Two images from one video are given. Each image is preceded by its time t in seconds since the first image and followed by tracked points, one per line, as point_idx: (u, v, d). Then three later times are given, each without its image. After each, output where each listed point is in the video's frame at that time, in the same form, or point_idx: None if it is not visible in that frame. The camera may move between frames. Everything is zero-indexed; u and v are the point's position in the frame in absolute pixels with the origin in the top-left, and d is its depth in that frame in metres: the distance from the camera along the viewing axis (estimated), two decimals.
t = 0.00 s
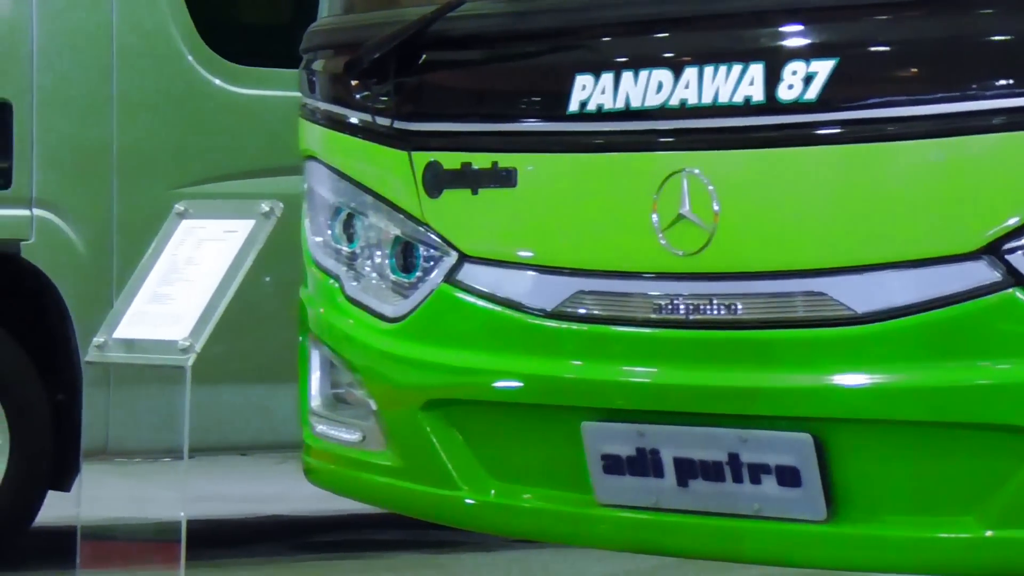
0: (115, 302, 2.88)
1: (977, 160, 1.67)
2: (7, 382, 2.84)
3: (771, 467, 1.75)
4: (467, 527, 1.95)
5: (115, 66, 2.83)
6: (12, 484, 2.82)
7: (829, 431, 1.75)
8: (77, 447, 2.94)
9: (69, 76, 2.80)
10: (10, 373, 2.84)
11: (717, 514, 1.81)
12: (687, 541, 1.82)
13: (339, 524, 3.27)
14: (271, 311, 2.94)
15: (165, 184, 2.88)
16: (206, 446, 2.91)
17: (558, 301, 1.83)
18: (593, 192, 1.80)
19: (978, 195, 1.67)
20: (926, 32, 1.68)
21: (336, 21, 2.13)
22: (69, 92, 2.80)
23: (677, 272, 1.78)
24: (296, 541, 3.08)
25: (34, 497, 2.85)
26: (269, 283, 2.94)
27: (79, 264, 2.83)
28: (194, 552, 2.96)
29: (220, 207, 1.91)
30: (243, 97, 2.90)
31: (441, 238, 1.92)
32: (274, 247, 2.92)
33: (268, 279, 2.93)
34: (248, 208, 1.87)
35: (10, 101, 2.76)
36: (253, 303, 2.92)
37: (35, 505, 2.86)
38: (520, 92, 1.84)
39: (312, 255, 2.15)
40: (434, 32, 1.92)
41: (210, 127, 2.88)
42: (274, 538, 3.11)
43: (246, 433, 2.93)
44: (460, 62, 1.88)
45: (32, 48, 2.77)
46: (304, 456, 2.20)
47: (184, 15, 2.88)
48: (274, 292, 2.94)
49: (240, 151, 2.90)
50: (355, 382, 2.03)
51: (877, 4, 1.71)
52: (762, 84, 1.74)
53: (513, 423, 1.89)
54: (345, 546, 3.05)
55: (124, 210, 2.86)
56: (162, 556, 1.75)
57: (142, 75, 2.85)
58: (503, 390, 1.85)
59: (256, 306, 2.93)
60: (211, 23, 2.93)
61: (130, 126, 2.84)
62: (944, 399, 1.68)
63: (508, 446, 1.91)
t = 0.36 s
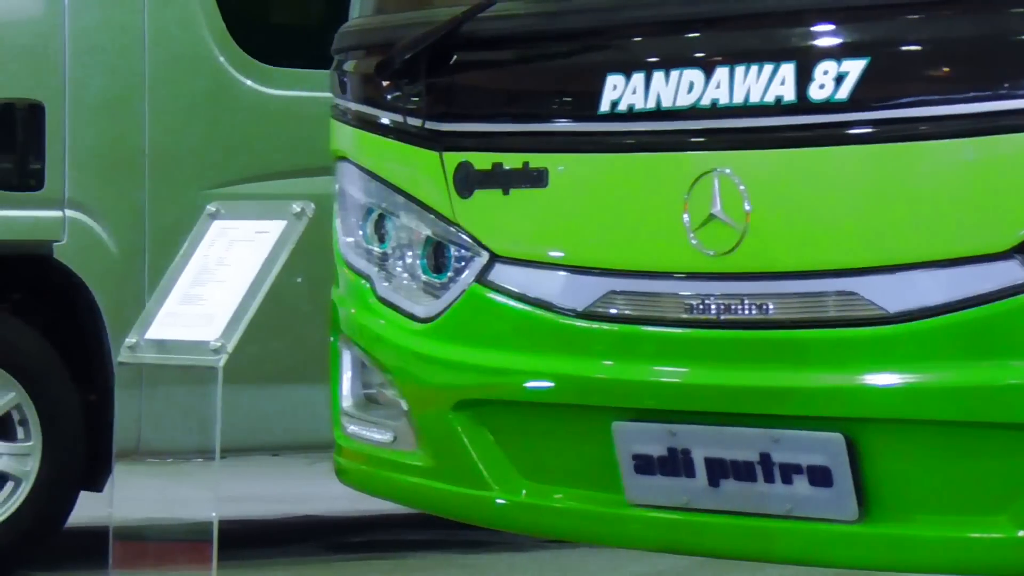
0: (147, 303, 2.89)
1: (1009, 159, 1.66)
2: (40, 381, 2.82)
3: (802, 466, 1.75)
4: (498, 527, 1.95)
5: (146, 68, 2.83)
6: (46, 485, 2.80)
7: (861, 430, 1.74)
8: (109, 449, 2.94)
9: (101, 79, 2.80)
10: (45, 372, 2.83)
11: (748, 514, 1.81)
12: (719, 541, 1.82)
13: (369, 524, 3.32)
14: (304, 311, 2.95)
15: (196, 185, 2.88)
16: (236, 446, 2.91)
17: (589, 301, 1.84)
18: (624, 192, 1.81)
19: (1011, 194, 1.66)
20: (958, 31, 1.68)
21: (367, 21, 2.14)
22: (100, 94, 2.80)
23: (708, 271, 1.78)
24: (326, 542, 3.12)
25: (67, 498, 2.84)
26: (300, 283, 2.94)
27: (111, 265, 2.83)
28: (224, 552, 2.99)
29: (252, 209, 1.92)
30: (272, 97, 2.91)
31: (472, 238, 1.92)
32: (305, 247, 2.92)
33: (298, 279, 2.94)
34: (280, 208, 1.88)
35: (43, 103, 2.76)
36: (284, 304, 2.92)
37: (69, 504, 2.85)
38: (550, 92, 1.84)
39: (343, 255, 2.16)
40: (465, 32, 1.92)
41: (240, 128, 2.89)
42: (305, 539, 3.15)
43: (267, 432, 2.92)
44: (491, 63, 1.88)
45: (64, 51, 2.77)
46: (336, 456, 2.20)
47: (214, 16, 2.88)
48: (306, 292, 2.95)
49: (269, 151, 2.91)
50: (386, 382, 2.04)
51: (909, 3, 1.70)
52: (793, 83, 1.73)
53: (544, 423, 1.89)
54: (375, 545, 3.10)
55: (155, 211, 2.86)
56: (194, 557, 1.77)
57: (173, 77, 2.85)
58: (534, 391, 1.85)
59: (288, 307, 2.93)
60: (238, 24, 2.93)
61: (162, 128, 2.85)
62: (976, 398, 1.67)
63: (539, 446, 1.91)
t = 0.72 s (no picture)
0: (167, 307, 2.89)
1: None
2: (62, 387, 2.83)
3: (822, 469, 1.75)
4: (519, 529, 1.95)
5: (167, 71, 2.84)
6: (66, 488, 2.81)
7: (882, 432, 1.73)
8: (129, 453, 2.95)
9: (122, 82, 2.81)
10: (68, 378, 2.84)
11: (769, 517, 1.81)
12: (740, 544, 1.82)
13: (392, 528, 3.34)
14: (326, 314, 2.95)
15: (216, 189, 2.88)
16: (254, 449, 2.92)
17: (610, 303, 1.84)
18: (644, 194, 1.81)
19: None
20: (979, 33, 1.67)
21: (388, 24, 2.15)
22: (121, 98, 2.81)
23: (728, 274, 1.78)
24: (348, 544, 3.15)
25: (88, 502, 2.85)
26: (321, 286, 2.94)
27: (132, 269, 2.83)
28: (243, 555, 3.00)
29: (273, 211, 1.92)
30: (291, 101, 2.92)
31: (492, 241, 1.93)
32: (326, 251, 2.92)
33: (319, 282, 2.94)
34: (301, 211, 1.88)
35: (64, 106, 2.76)
36: (307, 309, 2.93)
37: (90, 508, 2.85)
38: (571, 94, 1.84)
39: (364, 258, 2.16)
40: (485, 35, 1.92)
41: (259, 131, 2.89)
42: (328, 541, 3.19)
43: (283, 434, 2.92)
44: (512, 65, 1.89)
45: (85, 54, 2.78)
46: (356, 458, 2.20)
47: (234, 20, 2.89)
48: (328, 296, 2.94)
49: (288, 155, 2.91)
50: (407, 385, 2.04)
51: (930, 5, 1.69)
52: (814, 85, 1.72)
53: (565, 426, 1.89)
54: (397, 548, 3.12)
55: (175, 215, 2.86)
56: (213, 559, 1.79)
57: (193, 80, 2.85)
58: (554, 393, 1.86)
59: (309, 310, 2.94)
60: (256, 26, 2.94)
61: (182, 131, 2.85)
62: (997, 400, 1.67)
63: (559, 449, 1.91)
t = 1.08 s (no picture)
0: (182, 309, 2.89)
1: None
2: (79, 389, 2.83)
3: (838, 471, 1.74)
4: (533, 531, 1.95)
5: (183, 73, 2.84)
6: (82, 489, 2.82)
7: (897, 434, 1.73)
8: (145, 454, 2.96)
9: (137, 84, 2.81)
10: (84, 380, 2.84)
11: (784, 518, 1.81)
12: (756, 546, 1.82)
13: (406, 530, 3.34)
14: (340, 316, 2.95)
15: (230, 191, 2.88)
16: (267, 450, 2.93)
17: (625, 304, 1.84)
18: (659, 196, 1.81)
19: None
20: (996, 34, 1.66)
21: (402, 26, 2.15)
22: (137, 99, 2.81)
23: (743, 276, 1.78)
24: (362, 546, 3.15)
25: (104, 503, 2.86)
26: (337, 288, 2.94)
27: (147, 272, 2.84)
28: (258, 556, 3.01)
29: (288, 213, 1.94)
30: (305, 103, 2.92)
31: (507, 243, 1.93)
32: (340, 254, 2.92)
33: (334, 283, 2.93)
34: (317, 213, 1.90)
35: (80, 107, 2.77)
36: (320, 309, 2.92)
37: (105, 509, 2.86)
38: (585, 96, 1.84)
39: (379, 260, 2.16)
40: (500, 36, 1.92)
41: (273, 133, 2.90)
42: (342, 544, 3.17)
43: (295, 435, 2.93)
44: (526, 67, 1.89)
45: (101, 56, 2.79)
46: (371, 460, 2.21)
47: (249, 21, 2.90)
48: (343, 297, 2.95)
49: (302, 157, 2.91)
50: (422, 387, 2.04)
51: (946, 6, 1.69)
52: (829, 87, 1.72)
53: (579, 427, 1.89)
54: (413, 549, 3.12)
55: (190, 217, 2.87)
56: (228, 560, 1.79)
57: (208, 82, 2.86)
58: (569, 395, 1.86)
59: (324, 311, 2.94)
60: (269, 27, 2.94)
61: (197, 133, 2.85)
62: (1013, 402, 1.66)
63: (573, 450, 1.91)
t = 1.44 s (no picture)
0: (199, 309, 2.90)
1: None
2: (98, 390, 2.84)
3: (854, 473, 1.74)
4: (549, 532, 1.95)
5: (197, 73, 2.85)
6: (100, 489, 2.82)
7: (914, 437, 1.73)
8: (160, 456, 2.96)
9: (154, 84, 2.82)
10: (102, 380, 2.84)
11: (800, 521, 1.81)
12: (772, 548, 1.82)
13: (422, 530, 3.34)
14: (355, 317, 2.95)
15: (245, 192, 2.88)
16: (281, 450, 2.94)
17: (642, 307, 1.84)
18: (676, 198, 1.81)
19: None
20: (1013, 36, 1.66)
21: (419, 27, 2.14)
22: (152, 100, 2.82)
23: (759, 278, 1.78)
24: (378, 546, 3.15)
25: (121, 503, 2.86)
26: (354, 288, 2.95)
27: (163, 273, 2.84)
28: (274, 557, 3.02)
29: (303, 214, 1.94)
30: (318, 103, 2.91)
31: (523, 245, 1.93)
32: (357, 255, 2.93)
33: (351, 285, 2.95)
34: (331, 214, 1.91)
35: (97, 108, 2.78)
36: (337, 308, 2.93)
37: (122, 509, 2.86)
38: (602, 98, 1.84)
39: (395, 261, 2.17)
40: (516, 38, 1.92)
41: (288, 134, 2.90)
42: (358, 543, 3.19)
43: (311, 436, 2.93)
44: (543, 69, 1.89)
45: (119, 57, 2.80)
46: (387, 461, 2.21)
47: (263, 21, 2.89)
48: (358, 298, 2.95)
49: (314, 157, 2.90)
50: (438, 389, 2.05)
51: (964, 9, 1.68)
52: (846, 89, 1.72)
53: (596, 429, 1.90)
54: (429, 550, 3.13)
55: (207, 218, 2.87)
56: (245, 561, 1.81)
57: (225, 83, 2.86)
58: (585, 397, 1.86)
59: (340, 312, 2.94)
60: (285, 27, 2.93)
61: (212, 133, 2.85)
62: None
63: (588, 452, 1.91)
